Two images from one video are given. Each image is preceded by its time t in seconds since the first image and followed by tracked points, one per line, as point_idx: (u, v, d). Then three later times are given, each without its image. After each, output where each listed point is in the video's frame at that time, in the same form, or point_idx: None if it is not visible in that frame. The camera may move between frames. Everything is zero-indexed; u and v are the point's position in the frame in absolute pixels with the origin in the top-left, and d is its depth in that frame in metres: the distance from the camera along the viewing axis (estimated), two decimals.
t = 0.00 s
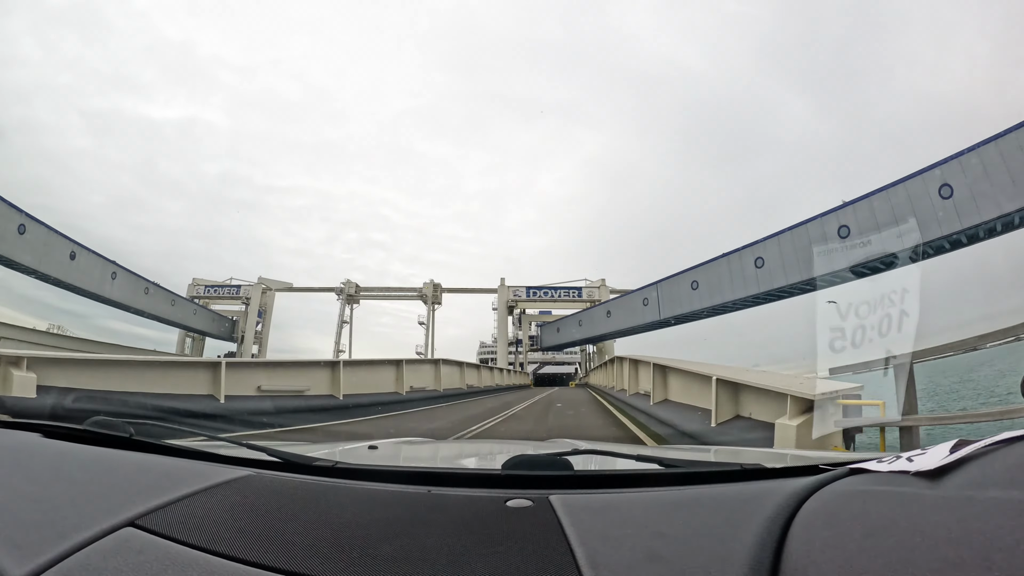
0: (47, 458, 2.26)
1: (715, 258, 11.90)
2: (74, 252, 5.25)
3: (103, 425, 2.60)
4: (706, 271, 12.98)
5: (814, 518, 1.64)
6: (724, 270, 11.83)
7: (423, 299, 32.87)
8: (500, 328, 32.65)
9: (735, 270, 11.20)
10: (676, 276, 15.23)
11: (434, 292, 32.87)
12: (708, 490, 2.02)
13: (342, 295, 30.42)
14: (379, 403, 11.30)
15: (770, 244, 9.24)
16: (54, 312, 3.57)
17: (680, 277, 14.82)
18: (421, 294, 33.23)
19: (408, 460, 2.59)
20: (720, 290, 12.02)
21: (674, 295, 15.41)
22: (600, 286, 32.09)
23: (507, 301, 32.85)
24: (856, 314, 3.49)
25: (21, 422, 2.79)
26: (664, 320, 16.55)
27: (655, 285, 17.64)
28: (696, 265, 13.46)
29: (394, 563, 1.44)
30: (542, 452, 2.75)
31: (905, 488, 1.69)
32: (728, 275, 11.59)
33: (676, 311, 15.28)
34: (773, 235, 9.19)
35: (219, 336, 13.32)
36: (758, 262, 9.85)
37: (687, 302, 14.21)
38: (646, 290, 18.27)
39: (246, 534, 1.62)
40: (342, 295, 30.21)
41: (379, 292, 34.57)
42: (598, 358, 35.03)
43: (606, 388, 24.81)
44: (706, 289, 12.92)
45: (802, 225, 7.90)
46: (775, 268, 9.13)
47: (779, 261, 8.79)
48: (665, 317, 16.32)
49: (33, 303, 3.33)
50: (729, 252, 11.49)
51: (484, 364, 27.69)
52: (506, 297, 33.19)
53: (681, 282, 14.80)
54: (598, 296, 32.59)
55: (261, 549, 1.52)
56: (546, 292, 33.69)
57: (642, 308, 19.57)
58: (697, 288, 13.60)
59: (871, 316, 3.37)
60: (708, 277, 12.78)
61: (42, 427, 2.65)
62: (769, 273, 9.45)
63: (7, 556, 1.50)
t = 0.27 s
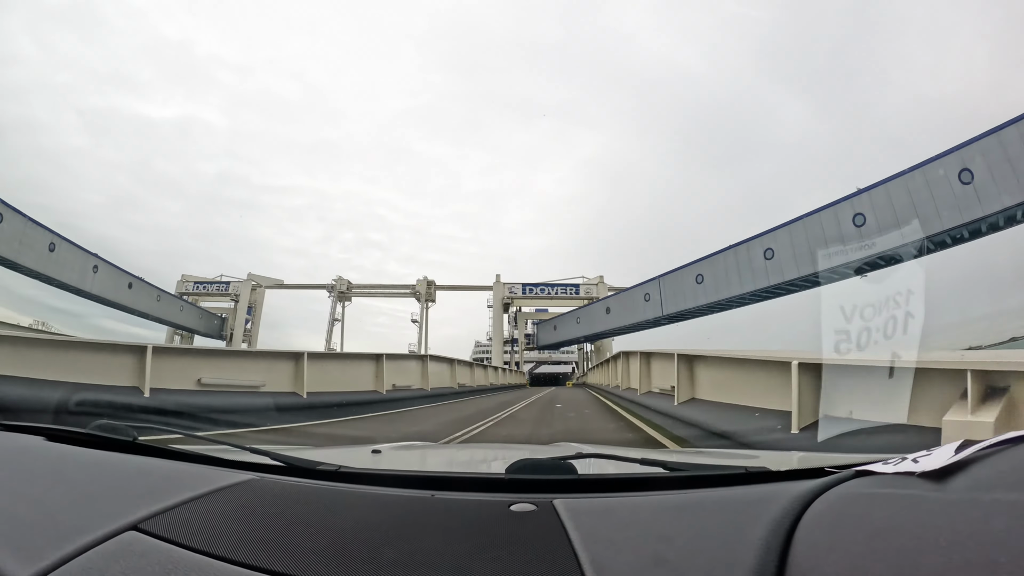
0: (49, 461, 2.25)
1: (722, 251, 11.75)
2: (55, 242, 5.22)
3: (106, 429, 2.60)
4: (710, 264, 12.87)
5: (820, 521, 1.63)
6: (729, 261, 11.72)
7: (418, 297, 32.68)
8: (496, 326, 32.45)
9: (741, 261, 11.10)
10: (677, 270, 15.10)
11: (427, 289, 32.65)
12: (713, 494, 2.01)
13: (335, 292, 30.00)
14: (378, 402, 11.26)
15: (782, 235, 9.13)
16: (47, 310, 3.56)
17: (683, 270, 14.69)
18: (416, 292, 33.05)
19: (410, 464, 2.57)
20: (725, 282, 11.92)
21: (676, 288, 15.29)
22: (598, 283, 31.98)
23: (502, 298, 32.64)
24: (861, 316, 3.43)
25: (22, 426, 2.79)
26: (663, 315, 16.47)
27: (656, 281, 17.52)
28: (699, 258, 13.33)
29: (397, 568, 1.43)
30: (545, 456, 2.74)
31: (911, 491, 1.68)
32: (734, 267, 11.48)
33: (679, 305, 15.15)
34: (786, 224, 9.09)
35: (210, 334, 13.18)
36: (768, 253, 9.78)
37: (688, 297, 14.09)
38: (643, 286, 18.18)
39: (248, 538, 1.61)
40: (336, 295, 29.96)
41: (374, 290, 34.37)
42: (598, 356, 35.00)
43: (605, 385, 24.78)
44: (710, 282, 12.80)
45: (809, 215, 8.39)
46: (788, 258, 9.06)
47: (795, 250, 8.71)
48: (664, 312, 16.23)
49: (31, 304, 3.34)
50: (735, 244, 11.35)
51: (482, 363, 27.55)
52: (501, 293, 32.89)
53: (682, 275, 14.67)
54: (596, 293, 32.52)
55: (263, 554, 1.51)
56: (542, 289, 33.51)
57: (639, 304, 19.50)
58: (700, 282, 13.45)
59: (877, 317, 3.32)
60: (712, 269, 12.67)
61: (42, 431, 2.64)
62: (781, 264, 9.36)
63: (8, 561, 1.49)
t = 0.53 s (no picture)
0: (57, 451, 2.28)
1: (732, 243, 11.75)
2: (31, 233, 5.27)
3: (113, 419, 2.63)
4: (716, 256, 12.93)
5: (821, 514, 1.64)
6: (739, 251, 11.71)
7: (411, 294, 32.65)
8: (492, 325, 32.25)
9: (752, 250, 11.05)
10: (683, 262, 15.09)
11: (419, 286, 32.58)
12: (716, 484, 2.03)
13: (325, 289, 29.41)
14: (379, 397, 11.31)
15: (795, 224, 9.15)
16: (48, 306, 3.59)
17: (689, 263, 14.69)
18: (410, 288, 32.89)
19: (415, 451, 2.59)
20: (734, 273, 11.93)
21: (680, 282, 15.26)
22: (597, 280, 31.89)
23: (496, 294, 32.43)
24: (866, 312, 3.53)
25: (31, 417, 2.82)
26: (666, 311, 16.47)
27: (658, 275, 17.43)
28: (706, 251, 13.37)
29: (402, 555, 1.45)
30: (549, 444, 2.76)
31: (911, 486, 1.69)
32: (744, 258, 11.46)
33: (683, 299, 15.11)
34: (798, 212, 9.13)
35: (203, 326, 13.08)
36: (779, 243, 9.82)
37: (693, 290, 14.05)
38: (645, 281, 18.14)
39: (255, 526, 1.63)
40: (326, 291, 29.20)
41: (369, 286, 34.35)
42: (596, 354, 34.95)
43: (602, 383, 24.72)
44: (717, 274, 12.80)
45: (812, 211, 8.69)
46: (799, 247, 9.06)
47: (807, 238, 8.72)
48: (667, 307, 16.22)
49: (30, 304, 3.37)
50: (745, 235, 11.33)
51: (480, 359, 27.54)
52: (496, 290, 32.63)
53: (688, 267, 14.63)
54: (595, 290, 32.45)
55: (270, 541, 1.53)
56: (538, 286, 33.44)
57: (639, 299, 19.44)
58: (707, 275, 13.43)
59: (881, 313, 3.41)
60: (721, 261, 12.67)
61: (52, 422, 2.67)
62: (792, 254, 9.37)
63: (17, 551, 1.51)
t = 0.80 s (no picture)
0: (68, 442, 2.31)
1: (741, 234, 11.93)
2: (5, 224, 3.93)
3: (123, 409, 2.67)
4: (724, 249, 13.12)
5: (822, 494, 1.66)
6: (749, 243, 11.88)
7: (404, 292, 32.50)
8: (485, 322, 32.15)
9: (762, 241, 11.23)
10: (689, 256, 15.23)
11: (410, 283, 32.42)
12: (718, 462, 2.06)
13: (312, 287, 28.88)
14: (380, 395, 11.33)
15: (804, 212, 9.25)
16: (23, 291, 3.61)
17: (695, 257, 14.82)
18: (402, 286, 32.62)
19: (422, 431, 2.63)
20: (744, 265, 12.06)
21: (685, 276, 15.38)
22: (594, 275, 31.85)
23: (490, 291, 32.15)
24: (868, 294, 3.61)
25: (43, 409, 2.87)
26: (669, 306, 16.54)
27: (660, 269, 17.44)
28: (714, 244, 13.54)
29: (411, 534, 1.47)
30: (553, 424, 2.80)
31: (913, 468, 1.71)
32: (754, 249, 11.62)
33: (687, 294, 15.18)
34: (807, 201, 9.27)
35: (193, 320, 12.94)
36: (790, 232, 9.97)
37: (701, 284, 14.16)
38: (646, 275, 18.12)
39: (266, 508, 1.66)
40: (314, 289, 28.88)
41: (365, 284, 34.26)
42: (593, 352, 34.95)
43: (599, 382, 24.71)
44: (726, 266, 12.93)
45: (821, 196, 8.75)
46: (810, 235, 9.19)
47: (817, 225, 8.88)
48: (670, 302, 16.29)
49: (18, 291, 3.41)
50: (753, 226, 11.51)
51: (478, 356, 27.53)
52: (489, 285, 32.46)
53: (694, 261, 14.77)
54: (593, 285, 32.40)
55: (281, 523, 1.55)
56: (534, 282, 33.38)
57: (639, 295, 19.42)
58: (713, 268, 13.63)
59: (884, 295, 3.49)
60: (730, 253, 12.83)
61: (63, 413, 2.71)
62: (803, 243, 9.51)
63: (31, 541, 1.54)
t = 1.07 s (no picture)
0: (72, 444, 2.32)
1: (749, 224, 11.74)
2: None
3: (125, 411, 2.68)
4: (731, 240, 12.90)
5: (826, 499, 1.65)
6: (757, 234, 11.68)
7: (393, 289, 32.24)
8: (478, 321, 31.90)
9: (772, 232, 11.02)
10: (692, 250, 15.00)
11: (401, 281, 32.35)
12: (723, 468, 2.04)
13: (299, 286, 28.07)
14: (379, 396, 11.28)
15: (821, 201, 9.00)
16: None
17: (699, 250, 14.60)
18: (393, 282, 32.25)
19: (425, 437, 2.62)
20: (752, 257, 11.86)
21: (688, 270, 15.13)
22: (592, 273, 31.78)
23: (483, 289, 31.87)
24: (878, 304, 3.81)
25: (47, 412, 2.88)
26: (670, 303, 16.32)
27: (662, 264, 17.12)
28: (719, 236, 13.33)
29: (413, 539, 1.47)
30: (556, 429, 2.79)
31: (918, 473, 1.69)
32: (762, 240, 11.41)
33: (691, 290, 14.93)
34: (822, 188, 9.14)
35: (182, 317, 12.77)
36: (803, 222, 9.79)
37: (706, 278, 13.93)
38: (647, 271, 17.86)
39: (267, 512, 1.65)
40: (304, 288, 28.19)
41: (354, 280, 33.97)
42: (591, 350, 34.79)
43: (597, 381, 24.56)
44: (734, 259, 12.72)
45: (837, 180, 8.81)
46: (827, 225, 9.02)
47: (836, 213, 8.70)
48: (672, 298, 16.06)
49: None
50: (762, 217, 11.30)
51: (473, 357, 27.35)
52: (483, 283, 32.05)
53: (698, 255, 14.53)
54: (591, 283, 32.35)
55: (283, 527, 1.55)
56: (530, 280, 33.27)
57: (639, 292, 19.12)
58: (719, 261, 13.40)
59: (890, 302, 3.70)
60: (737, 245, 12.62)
61: (66, 415, 2.71)
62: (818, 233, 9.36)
63: (34, 542, 1.54)
